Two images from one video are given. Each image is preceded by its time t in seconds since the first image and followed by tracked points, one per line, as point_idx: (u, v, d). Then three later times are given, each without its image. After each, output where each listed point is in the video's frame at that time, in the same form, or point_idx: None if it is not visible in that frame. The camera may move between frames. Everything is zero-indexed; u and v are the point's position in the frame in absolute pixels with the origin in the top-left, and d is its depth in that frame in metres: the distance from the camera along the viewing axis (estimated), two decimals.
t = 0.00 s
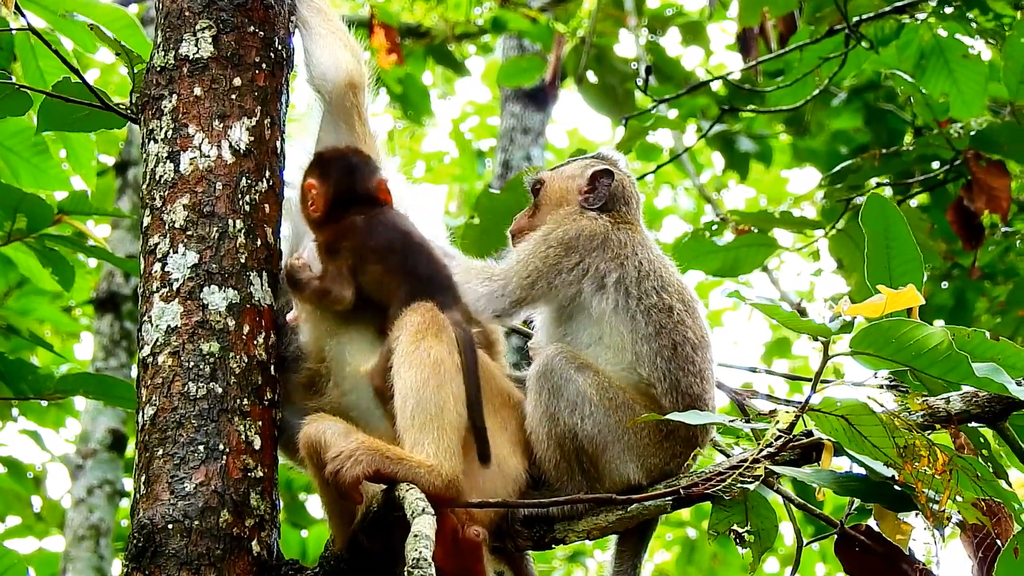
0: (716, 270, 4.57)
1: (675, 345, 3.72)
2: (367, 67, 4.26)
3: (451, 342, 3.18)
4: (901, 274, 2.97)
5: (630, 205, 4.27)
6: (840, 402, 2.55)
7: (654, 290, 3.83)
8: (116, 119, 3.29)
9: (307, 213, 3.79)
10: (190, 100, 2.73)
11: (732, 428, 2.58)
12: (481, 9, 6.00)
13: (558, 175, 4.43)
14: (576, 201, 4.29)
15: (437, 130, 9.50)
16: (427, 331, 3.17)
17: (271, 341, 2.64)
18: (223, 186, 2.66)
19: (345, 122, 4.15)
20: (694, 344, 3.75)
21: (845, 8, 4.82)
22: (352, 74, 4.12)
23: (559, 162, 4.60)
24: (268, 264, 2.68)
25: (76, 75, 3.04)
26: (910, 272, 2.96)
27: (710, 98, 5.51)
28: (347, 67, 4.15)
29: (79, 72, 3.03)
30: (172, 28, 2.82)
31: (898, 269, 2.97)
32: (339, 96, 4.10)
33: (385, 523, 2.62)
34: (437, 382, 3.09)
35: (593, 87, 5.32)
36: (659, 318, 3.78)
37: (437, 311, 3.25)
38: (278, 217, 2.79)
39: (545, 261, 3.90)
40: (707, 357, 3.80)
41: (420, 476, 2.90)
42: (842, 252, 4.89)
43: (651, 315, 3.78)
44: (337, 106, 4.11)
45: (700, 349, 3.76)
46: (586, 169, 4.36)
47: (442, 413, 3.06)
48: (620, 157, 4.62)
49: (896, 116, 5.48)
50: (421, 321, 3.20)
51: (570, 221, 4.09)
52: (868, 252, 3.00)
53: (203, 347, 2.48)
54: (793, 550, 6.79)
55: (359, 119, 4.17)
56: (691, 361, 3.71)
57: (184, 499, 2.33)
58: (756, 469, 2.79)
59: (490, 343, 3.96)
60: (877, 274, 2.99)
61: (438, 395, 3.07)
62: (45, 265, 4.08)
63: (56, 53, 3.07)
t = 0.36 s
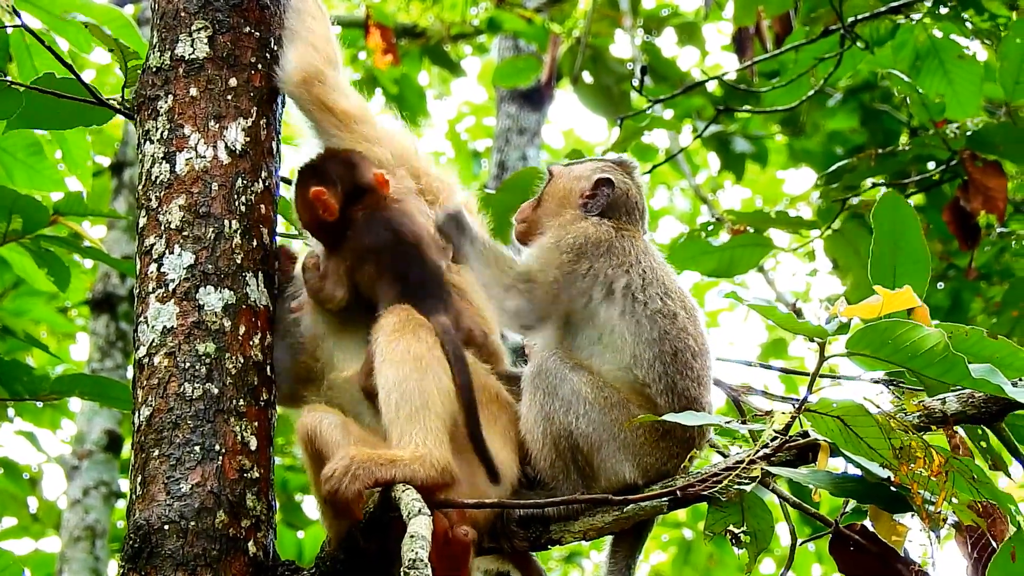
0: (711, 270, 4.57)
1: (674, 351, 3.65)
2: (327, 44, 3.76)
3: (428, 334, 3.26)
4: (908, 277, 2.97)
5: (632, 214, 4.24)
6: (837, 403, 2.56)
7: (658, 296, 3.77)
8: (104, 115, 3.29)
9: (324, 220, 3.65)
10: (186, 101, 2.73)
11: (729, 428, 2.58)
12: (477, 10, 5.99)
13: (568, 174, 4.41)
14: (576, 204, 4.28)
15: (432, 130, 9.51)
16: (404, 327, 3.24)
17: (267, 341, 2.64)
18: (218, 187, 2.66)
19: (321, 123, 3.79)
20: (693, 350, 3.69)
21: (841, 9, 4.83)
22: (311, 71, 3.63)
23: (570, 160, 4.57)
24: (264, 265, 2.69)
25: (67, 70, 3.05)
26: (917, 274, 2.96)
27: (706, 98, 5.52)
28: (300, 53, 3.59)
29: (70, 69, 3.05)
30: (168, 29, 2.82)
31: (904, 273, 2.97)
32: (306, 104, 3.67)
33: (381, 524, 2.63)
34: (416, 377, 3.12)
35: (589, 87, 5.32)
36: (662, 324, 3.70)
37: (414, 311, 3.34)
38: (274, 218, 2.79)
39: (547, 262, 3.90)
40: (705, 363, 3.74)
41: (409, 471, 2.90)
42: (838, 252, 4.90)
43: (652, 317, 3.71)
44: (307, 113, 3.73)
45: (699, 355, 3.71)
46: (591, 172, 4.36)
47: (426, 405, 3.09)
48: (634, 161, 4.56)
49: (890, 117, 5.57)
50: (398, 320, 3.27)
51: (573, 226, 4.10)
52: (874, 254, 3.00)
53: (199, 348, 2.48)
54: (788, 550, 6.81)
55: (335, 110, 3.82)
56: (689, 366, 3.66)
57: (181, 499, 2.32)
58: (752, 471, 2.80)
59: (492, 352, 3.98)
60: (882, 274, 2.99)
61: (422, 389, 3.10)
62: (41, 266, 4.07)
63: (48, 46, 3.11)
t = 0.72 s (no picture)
0: (709, 271, 4.57)
1: (659, 342, 3.70)
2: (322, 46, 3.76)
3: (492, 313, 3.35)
4: (896, 277, 2.98)
5: (638, 207, 4.26)
6: (834, 405, 2.60)
7: (640, 287, 3.83)
8: (100, 127, 3.25)
9: (341, 208, 3.54)
10: (184, 102, 2.73)
11: (727, 429, 2.58)
12: (475, 10, 5.98)
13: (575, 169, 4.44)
14: (582, 199, 4.30)
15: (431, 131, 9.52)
16: (471, 307, 3.32)
17: (264, 342, 2.64)
18: (216, 188, 2.66)
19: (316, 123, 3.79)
20: (682, 343, 3.72)
21: (838, 11, 4.83)
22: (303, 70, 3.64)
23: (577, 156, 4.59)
24: (261, 265, 2.69)
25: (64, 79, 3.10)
26: (903, 274, 2.97)
27: (704, 99, 5.52)
28: (299, 50, 3.64)
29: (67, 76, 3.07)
30: (165, 30, 2.82)
31: (890, 275, 2.98)
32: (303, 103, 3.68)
33: (377, 525, 2.59)
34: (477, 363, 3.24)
35: (587, 89, 5.32)
36: (643, 313, 3.77)
37: (481, 286, 3.44)
38: (271, 219, 2.79)
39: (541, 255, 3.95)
40: (699, 359, 3.74)
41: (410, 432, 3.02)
42: (835, 254, 4.90)
43: (636, 312, 3.77)
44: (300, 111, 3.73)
45: (689, 348, 3.72)
46: (598, 168, 4.36)
47: (484, 395, 3.23)
48: (635, 153, 4.59)
49: (888, 118, 5.57)
50: (464, 296, 3.35)
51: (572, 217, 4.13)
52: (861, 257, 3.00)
53: (197, 349, 2.49)
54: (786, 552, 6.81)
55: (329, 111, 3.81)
56: (678, 361, 3.68)
57: (178, 500, 2.33)
58: (750, 471, 2.80)
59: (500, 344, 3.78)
60: (869, 276, 2.99)
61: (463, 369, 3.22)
62: (38, 267, 4.07)
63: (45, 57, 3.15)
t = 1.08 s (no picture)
0: (711, 273, 4.57)
1: (662, 340, 3.70)
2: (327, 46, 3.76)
3: (430, 330, 3.36)
4: (898, 280, 2.97)
5: (633, 202, 4.27)
6: (839, 410, 2.51)
7: (643, 285, 3.82)
8: (104, 127, 3.32)
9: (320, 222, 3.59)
10: (186, 103, 2.74)
11: (730, 433, 2.57)
12: (477, 11, 5.99)
13: (568, 165, 4.44)
14: (577, 195, 4.31)
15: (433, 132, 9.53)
16: (410, 331, 3.31)
17: (267, 343, 2.64)
18: (218, 189, 2.67)
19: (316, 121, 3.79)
20: (684, 340, 3.73)
21: (840, 10, 4.83)
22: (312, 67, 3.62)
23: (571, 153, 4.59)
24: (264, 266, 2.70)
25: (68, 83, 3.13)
26: (905, 277, 2.97)
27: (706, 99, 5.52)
28: (301, 50, 3.59)
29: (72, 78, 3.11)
30: (167, 31, 2.82)
31: (892, 279, 2.98)
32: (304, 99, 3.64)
33: (379, 526, 2.61)
34: (436, 384, 3.27)
35: (589, 88, 5.32)
36: (646, 312, 3.76)
37: (411, 310, 3.40)
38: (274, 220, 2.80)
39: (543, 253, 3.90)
40: (700, 357, 3.76)
41: (411, 444, 3.02)
42: (838, 253, 4.90)
43: (640, 310, 3.76)
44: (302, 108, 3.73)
45: (690, 346, 3.74)
46: (591, 164, 4.38)
47: (457, 423, 3.28)
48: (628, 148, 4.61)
49: (890, 117, 5.57)
50: (401, 328, 3.32)
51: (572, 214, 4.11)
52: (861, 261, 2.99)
53: (200, 349, 2.49)
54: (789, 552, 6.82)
55: (330, 110, 3.81)
56: (681, 358, 3.69)
57: (181, 501, 2.33)
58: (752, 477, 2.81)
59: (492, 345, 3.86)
60: (870, 278, 2.99)
61: (423, 392, 3.24)
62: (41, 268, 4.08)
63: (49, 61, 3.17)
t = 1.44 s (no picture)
0: (717, 274, 4.55)
1: (659, 337, 3.68)
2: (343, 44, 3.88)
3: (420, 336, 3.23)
4: (902, 280, 2.97)
5: (626, 200, 4.21)
6: (843, 408, 2.54)
7: (637, 284, 3.80)
8: (110, 130, 3.28)
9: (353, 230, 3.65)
10: (191, 103, 2.74)
11: (734, 431, 2.58)
12: (482, 12, 5.99)
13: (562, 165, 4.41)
14: (570, 196, 4.26)
15: (438, 132, 9.53)
16: (399, 337, 3.23)
17: (272, 343, 2.64)
18: (224, 189, 2.66)
19: (335, 120, 3.85)
20: (682, 335, 3.69)
21: (846, 11, 4.82)
22: (330, 65, 3.77)
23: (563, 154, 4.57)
24: (269, 266, 2.69)
25: (73, 85, 3.11)
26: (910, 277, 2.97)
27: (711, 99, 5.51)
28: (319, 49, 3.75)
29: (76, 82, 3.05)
30: (173, 31, 2.82)
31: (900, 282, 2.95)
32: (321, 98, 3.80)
33: (385, 526, 2.61)
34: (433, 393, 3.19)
35: (594, 89, 5.31)
36: (640, 310, 3.74)
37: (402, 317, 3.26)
38: (279, 221, 2.79)
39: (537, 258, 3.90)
40: (701, 351, 3.71)
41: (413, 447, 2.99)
42: (843, 254, 4.88)
43: (633, 308, 3.74)
44: (320, 105, 3.81)
45: (689, 340, 3.69)
46: (583, 163, 4.34)
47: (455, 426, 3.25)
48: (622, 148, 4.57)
49: (896, 118, 5.56)
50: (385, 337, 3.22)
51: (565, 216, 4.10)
52: (867, 264, 2.99)
53: (205, 350, 2.49)
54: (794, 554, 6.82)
55: (348, 108, 3.88)
56: (680, 354, 3.65)
57: (186, 501, 2.33)
58: (756, 473, 2.81)
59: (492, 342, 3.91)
60: (875, 278, 2.98)
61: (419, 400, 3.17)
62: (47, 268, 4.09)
63: (53, 65, 3.11)
